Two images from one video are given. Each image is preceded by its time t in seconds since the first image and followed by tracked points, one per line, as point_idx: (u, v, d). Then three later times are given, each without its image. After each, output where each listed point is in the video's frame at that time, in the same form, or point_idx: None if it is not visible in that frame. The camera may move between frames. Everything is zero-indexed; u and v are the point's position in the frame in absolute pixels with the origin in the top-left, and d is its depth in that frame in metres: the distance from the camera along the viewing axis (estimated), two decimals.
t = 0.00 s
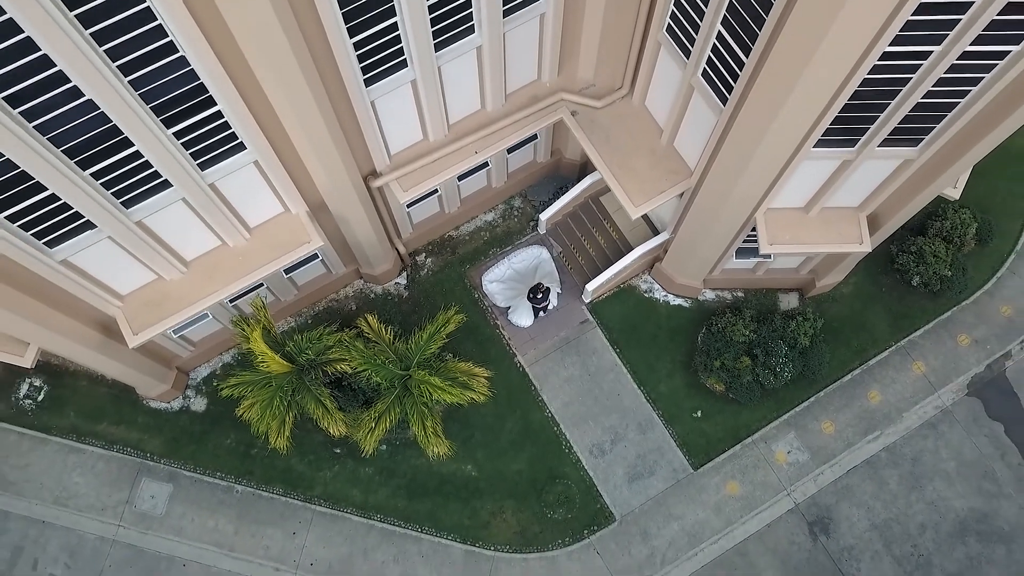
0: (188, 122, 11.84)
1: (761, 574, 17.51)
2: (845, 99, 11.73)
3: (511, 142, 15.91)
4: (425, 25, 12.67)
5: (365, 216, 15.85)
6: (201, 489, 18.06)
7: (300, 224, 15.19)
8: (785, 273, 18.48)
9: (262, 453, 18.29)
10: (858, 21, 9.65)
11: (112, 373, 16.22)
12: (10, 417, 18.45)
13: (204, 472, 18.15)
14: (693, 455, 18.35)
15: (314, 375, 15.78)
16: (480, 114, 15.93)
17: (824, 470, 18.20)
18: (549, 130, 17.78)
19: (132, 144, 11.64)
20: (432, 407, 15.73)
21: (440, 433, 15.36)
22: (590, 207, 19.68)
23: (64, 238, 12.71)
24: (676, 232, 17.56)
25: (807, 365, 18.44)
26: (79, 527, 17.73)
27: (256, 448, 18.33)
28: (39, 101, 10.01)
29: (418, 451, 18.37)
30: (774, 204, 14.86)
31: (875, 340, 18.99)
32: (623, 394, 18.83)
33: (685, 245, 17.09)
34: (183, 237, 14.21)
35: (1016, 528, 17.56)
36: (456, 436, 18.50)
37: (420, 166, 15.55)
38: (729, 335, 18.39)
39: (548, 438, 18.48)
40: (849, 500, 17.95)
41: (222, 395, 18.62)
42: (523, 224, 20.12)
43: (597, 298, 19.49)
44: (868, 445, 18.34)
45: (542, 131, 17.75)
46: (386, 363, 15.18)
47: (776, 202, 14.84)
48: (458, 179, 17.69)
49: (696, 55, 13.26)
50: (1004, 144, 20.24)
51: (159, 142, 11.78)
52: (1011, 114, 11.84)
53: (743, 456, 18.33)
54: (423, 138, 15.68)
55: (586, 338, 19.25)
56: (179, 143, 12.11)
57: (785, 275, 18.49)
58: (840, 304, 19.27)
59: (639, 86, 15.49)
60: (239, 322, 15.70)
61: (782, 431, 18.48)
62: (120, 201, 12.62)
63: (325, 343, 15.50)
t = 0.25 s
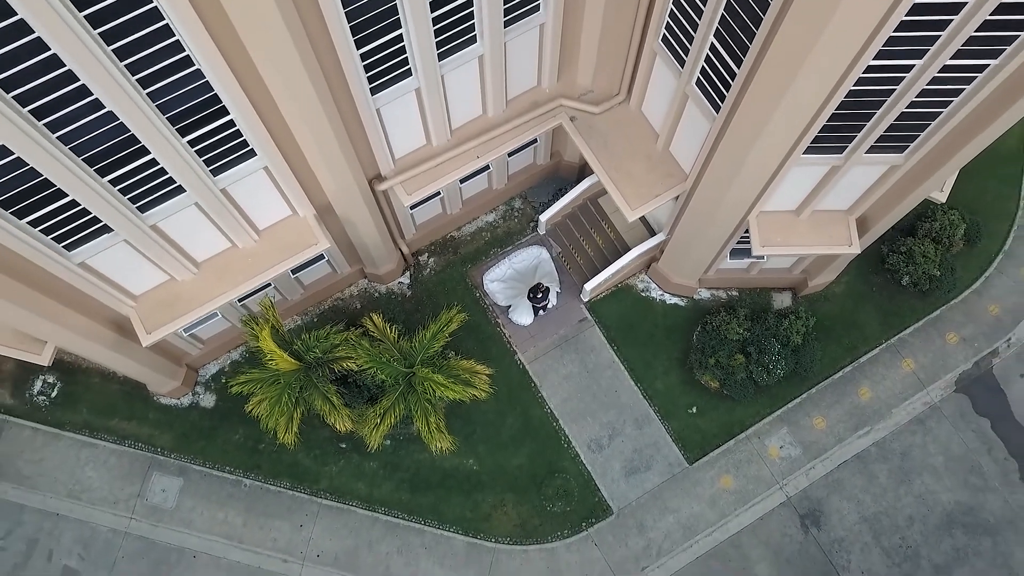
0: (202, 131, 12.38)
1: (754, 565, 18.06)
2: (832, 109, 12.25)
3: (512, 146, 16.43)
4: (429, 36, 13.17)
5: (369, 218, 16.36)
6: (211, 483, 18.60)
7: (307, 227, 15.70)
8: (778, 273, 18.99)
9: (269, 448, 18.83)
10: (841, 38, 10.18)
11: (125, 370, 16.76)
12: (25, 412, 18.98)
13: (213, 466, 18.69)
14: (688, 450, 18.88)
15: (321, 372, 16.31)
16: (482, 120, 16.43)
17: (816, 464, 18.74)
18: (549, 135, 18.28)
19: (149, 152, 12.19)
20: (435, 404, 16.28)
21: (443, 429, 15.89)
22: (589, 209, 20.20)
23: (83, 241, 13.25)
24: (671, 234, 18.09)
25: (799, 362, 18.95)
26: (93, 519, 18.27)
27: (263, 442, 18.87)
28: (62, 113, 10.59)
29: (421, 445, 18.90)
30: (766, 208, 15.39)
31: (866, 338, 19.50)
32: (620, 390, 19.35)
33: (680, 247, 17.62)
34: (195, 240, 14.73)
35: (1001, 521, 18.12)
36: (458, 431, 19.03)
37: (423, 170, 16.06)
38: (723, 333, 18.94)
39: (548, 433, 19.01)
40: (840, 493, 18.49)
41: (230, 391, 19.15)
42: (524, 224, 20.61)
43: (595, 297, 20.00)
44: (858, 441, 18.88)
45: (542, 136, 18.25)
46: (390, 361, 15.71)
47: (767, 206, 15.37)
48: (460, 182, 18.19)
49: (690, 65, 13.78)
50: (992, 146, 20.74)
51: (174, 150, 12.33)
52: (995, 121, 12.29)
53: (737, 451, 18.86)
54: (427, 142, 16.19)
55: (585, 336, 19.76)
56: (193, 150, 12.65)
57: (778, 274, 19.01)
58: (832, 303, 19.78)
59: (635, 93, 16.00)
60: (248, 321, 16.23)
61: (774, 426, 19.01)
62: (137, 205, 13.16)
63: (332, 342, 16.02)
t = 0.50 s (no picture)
0: (215, 139, 12.94)
1: (747, 557, 18.62)
2: (819, 119, 12.77)
3: (513, 152, 16.95)
4: (432, 47, 13.69)
5: (374, 221, 16.90)
6: (220, 477, 19.15)
7: (314, 230, 16.24)
8: (771, 273, 19.52)
9: (276, 443, 19.38)
10: (825, 54, 10.72)
11: (138, 368, 17.31)
12: (39, 409, 19.54)
13: (222, 460, 19.24)
14: (683, 445, 19.44)
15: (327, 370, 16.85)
16: (483, 126, 16.95)
17: (807, 459, 19.30)
18: (548, 139, 18.80)
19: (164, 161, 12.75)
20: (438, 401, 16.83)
21: (445, 425, 16.45)
22: (588, 210, 20.74)
23: (100, 245, 13.80)
24: (667, 236, 18.62)
25: (791, 360, 19.49)
26: (105, 513, 18.82)
27: (271, 438, 19.43)
28: (85, 124, 11.17)
29: (424, 441, 19.45)
30: (758, 211, 15.91)
31: (856, 337, 20.05)
32: (617, 387, 19.90)
33: (675, 249, 18.16)
34: (207, 243, 15.28)
35: (986, 514, 18.68)
36: (459, 426, 19.58)
37: (426, 174, 16.57)
38: (717, 331, 19.49)
39: (547, 429, 19.56)
40: (831, 488, 19.05)
41: (238, 388, 19.70)
42: (524, 226, 21.13)
43: (593, 296, 20.54)
44: (849, 436, 19.43)
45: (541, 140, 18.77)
46: (394, 359, 16.24)
47: (759, 210, 15.90)
48: (462, 185, 18.71)
49: (684, 75, 14.33)
50: (980, 149, 21.27)
51: (189, 158, 12.88)
52: (981, 125, 12.72)
53: (731, 446, 19.42)
54: (430, 148, 16.71)
55: (583, 334, 20.30)
56: (207, 158, 13.20)
57: (770, 275, 19.53)
58: (824, 302, 20.31)
59: (632, 100, 16.52)
60: (257, 321, 16.77)
61: (767, 422, 19.56)
62: (152, 210, 13.71)
63: (338, 341, 16.55)
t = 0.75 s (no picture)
0: (227, 148, 13.47)
1: (740, 550, 19.17)
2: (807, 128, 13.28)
3: (513, 157, 17.47)
4: (435, 58, 14.19)
5: (379, 225, 17.42)
6: (228, 472, 19.69)
7: (320, 233, 16.76)
8: (764, 274, 20.04)
9: (283, 440, 19.93)
10: (811, 69, 11.24)
11: (149, 367, 17.85)
12: (51, 406, 20.07)
13: (230, 456, 19.78)
14: (678, 442, 19.98)
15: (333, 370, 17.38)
16: (484, 132, 17.46)
17: (799, 455, 19.84)
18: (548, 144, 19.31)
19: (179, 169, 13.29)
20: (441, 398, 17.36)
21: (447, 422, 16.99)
22: (586, 212, 21.27)
23: (115, 249, 14.34)
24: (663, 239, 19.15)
25: (784, 359, 20.02)
26: (117, 507, 19.37)
27: (277, 434, 19.96)
28: (104, 135, 11.71)
29: (426, 438, 19.99)
30: (750, 215, 16.44)
31: (847, 336, 20.57)
32: (615, 385, 20.43)
33: (671, 252, 18.69)
34: (217, 246, 15.80)
35: (973, 509, 19.23)
36: (461, 423, 20.12)
37: (429, 179, 17.08)
38: (712, 331, 20.01)
39: (546, 426, 20.10)
40: (822, 483, 19.59)
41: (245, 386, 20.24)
42: (524, 228, 21.64)
43: (591, 297, 21.06)
44: (840, 433, 19.97)
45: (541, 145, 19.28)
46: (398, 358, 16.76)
47: (752, 214, 16.43)
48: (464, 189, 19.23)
49: (678, 85, 14.85)
50: (969, 153, 21.79)
51: (202, 167, 13.41)
52: (964, 133, 13.22)
53: (725, 443, 19.96)
54: (432, 153, 17.22)
55: (581, 334, 20.82)
56: (218, 166, 13.73)
57: (764, 276, 20.05)
58: (816, 303, 20.84)
59: (628, 107, 17.03)
60: (265, 321, 17.29)
61: (760, 420, 20.10)
62: (165, 216, 14.24)
63: (343, 341, 17.07)
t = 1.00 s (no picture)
0: (237, 157, 13.99)
1: (733, 544, 19.72)
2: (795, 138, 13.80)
3: (512, 163, 17.99)
4: (438, 69, 14.71)
5: (382, 229, 17.94)
6: (235, 469, 20.23)
7: (325, 237, 17.28)
8: (758, 276, 20.56)
9: (288, 437, 20.46)
10: (797, 83, 11.77)
11: (159, 366, 18.39)
12: (63, 405, 20.60)
13: (237, 453, 20.31)
14: (674, 439, 20.52)
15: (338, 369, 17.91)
16: (484, 139, 17.98)
17: (792, 452, 20.38)
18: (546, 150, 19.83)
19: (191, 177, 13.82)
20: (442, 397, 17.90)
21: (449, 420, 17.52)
22: (584, 215, 21.79)
23: (129, 254, 14.87)
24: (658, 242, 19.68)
25: (776, 358, 20.54)
26: (127, 503, 19.91)
27: (283, 432, 20.50)
28: (122, 146, 12.24)
29: (428, 435, 20.53)
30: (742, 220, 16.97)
31: (838, 336, 21.11)
32: (612, 384, 20.96)
33: (666, 255, 19.22)
34: (226, 250, 16.33)
35: (960, 505, 19.78)
36: (462, 421, 20.65)
37: (431, 184, 17.61)
38: (706, 331, 20.54)
39: (545, 423, 20.63)
40: (814, 479, 20.13)
41: (252, 385, 20.77)
42: (523, 230, 22.16)
43: (589, 298, 21.58)
44: (831, 430, 20.51)
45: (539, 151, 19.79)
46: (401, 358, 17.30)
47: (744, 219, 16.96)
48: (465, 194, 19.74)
49: (672, 95, 15.37)
50: (958, 157, 22.32)
51: (214, 175, 13.95)
52: (946, 143, 13.78)
53: (719, 440, 20.50)
54: (434, 159, 17.74)
55: (579, 334, 21.35)
56: (229, 174, 14.27)
57: (757, 277, 20.58)
58: (809, 304, 21.36)
59: (625, 114, 17.55)
60: (272, 322, 17.81)
61: (753, 418, 20.64)
62: (177, 222, 14.77)
63: (348, 341, 17.60)
